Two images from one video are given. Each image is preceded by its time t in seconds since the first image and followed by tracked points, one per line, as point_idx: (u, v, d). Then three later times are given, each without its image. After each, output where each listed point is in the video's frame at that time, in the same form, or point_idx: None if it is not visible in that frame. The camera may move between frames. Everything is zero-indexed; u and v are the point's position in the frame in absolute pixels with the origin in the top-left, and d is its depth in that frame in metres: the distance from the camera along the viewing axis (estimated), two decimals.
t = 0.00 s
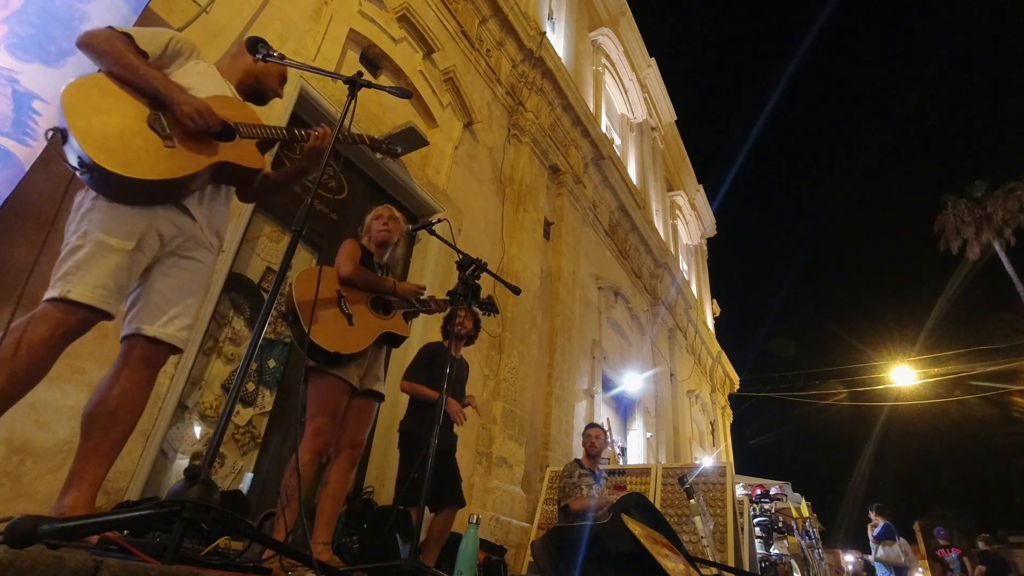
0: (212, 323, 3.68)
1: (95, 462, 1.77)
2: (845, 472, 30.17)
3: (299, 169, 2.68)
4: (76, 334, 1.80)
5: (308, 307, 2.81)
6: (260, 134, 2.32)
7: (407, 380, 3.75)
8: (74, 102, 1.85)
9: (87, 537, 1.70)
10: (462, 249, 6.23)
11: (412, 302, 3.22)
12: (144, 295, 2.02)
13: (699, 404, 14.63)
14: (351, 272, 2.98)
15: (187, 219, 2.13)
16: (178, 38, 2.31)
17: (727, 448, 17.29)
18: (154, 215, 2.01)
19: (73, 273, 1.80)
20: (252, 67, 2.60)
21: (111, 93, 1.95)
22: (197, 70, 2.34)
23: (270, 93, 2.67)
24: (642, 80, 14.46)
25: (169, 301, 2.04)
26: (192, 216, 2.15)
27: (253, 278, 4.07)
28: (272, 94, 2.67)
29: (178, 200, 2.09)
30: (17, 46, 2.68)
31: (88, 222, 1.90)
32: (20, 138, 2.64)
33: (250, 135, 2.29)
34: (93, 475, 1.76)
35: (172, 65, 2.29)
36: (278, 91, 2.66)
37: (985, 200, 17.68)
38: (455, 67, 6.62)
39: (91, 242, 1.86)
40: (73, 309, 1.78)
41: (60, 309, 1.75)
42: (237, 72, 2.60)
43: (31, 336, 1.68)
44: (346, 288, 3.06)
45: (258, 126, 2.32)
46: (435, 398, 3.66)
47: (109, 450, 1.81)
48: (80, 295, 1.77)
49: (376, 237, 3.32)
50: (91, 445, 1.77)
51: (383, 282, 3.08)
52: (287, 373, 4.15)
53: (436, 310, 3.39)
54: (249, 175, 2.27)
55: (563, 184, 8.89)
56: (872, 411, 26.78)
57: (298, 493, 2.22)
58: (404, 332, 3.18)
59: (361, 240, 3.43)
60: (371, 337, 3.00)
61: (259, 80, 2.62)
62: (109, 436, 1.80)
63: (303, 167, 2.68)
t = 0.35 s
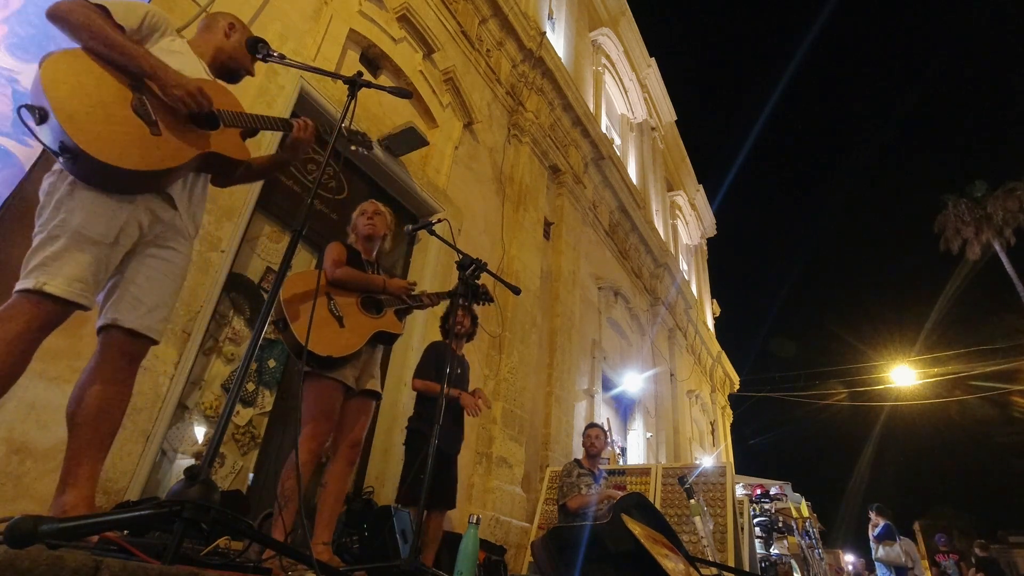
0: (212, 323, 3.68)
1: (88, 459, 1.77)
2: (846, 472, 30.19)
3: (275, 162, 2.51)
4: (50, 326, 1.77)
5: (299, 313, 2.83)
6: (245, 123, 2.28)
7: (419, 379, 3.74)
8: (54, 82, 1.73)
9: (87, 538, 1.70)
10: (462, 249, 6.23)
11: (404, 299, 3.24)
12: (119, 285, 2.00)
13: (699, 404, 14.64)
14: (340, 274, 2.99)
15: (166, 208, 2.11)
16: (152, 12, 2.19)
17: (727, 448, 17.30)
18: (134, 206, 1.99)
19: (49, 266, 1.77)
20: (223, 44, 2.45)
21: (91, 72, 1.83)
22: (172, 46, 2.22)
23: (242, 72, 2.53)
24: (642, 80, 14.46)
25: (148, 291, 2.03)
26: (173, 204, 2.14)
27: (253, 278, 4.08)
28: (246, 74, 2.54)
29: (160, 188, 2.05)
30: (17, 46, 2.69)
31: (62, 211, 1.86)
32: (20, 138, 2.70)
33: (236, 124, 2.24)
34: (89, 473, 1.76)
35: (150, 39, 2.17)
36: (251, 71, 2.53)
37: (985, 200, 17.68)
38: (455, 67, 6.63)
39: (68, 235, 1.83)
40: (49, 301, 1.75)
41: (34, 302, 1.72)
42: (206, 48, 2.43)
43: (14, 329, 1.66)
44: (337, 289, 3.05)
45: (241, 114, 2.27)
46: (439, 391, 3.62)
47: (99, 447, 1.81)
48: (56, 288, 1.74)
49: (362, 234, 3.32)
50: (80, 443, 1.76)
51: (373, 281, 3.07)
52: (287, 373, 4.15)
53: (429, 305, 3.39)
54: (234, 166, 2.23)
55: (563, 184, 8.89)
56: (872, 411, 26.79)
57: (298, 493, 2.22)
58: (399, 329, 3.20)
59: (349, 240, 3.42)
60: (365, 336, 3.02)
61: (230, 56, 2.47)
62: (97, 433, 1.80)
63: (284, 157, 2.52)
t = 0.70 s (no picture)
0: (212, 323, 3.68)
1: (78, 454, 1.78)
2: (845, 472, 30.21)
3: (267, 158, 2.45)
4: (46, 324, 1.78)
5: (308, 312, 2.76)
6: (238, 124, 2.28)
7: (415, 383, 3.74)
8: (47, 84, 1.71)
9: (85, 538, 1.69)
10: (462, 250, 6.23)
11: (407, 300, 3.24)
12: (111, 282, 1.99)
13: (699, 404, 14.64)
14: (347, 275, 2.96)
15: (155, 208, 2.12)
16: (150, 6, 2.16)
17: (727, 448, 17.29)
18: (125, 205, 1.99)
19: (43, 264, 1.77)
20: (213, 34, 2.41)
21: (85, 74, 1.82)
22: (166, 40, 2.21)
23: (233, 60, 2.51)
24: (641, 80, 14.46)
25: (141, 289, 2.03)
26: (161, 204, 2.15)
27: (253, 278, 4.08)
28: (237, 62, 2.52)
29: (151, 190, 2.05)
30: (17, 46, 2.69)
31: (51, 209, 1.84)
32: (20, 138, 2.74)
33: (229, 125, 2.24)
34: (75, 469, 1.77)
35: (144, 32, 2.16)
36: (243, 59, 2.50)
37: (985, 200, 17.69)
38: (455, 67, 6.63)
39: (60, 234, 1.83)
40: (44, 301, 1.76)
41: (24, 301, 1.72)
42: (195, 38, 2.38)
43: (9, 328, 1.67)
44: (341, 289, 3.02)
45: (235, 116, 2.27)
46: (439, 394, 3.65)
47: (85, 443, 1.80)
48: (52, 288, 1.75)
49: (362, 232, 3.31)
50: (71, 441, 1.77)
51: (378, 282, 3.04)
52: (288, 373, 4.15)
53: (429, 306, 3.40)
54: (224, 168, 2.23)
55: (563, 184, 8.88)
56: (872, 411, 26.79)
57: (298, 493, 2.22)
58: (403, 331, 3.21)
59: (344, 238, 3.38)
60: (371, 339, 3.01)
61: (222, 46, 2.43)
62: (86, 429, 1.80)
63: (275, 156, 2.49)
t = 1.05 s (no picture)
0: (212, 323, 3.68)
1: (62, 450, 1.77)
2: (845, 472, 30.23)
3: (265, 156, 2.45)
4: (43, 324, 1.78)
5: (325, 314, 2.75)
6: (235, 122, 2.27)
7: (407, 375, 3.76)
8: (44, 83, 1.71)
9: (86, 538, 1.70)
10: (462, 250, 6.23)
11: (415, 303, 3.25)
12: (109, 283, 1.99)
13: (699, 404, 14.65)
14: (362, 276, 2.95)
15: (154, 207, 2.12)
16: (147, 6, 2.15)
17: (727, 448, 17.29)
18: (124, 205, 2.00)
19: (41, 264, 1.77)
20: (211, 33, 2.41)
21: (82, 73, 1.82)
22: (164, 39, 2.21)
23: (230, 59, 2.50)
24: (641, 80, 14.47)
25: (138, 289, 2.03)
26: (160, 204, 2.15)
27: (253, 278, 4.08)
28: (235, 63, 2.52)
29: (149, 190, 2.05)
30: (17, 46, 2.69)
31: (49, 209, 1.85)
32: (19, 138, 2.75)
33: (226, 124, 2.23)
34: (57, 467, 1.77)
35: (141, 29, 2.14)
36: (241, 58, 2.50)
37: (985, 199, 17.70)
38: (455, 67, 6.63)
39: (58, 234, 1.83)
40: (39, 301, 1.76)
41: (27, 300, 1.73)
42: (193, 37, 2.39)
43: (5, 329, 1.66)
44: (354, 290, 3.01)
45: (233, 114, 2.26)
46: (436, 390, 3.67)
47: (71, 444, 1.80)
48: (49, 288, 1.75)
49: (372, 234, 3.29)
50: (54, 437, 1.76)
51: (391, 285, 3.05)
52: (287, 373, 4.15)
53: (435, 310, 3.41)
54: (221, 167, 2.22)
55: (563, 184, 8.88)
56: (872, 411, 26.81)
57: (299, 493, 2.22)
58: (411, 334, 3.24)
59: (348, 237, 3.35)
60: (383, 342, 3.03)
61: (218, 44, 2.43)
62: (74, 429, 1.80)
63: (273, 154, 2.48)
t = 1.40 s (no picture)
0: (212, 323, 3.68)
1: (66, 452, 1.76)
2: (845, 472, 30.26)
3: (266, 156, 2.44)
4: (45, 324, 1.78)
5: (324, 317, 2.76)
6: (234, 121, 2.26)
7: (410, 376, 3.74)
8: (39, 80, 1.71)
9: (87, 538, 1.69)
10: (462, 250, 6.23)
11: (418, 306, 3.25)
12: (111, 283, 2.00)
13: (699, 404, 14.64)
14: (365, 279, 2.95)
15: (155, 207, 2.11)
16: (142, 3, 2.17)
17: (727, 448, 17.29)
18: (123, 205, 1.99)
19: (40, 265, 1.77)
20: (210, 37, 2.41)
21: (78, 72, 1.82)
22: (162, 41, 2.20)
23: (231, 60, 2.48)
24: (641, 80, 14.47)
25: (140, 289, 2.02)
26: (160, 203, 2.14)
27: (253, 278, 4.08)
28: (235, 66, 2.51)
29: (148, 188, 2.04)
30: (17, 46, 2.69)
31: (49, 210, 1.84)
32: (20, 138, 2.76)
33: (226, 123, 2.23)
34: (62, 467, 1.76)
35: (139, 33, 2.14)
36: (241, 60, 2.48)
37: (985, 199, 17.70)
38: (455, 67, 6.63)
39: (58, 234, 1.83)
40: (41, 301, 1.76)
41: (28, 300, 1.73)
42: (192, 41, 2.39)
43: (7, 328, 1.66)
44: (356, 292, 3.02)
45: (232, 114, 2.25)
46: (437, 392, 3.64)
47: (75, 443, 1.80)
48: (49, 288, 1.75)
49: (379, 232, 3.29)
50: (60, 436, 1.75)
51: (394, 288, 3.05)
52: (287, 373, 4.15)
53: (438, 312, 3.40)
54: (221, 167, 2.22)
55: (563, 184, 8.88)
56: (872, 411, 26.82)
57: (298, 493, 2.22)
58: (412, 338, 3.24)
59: (355, 234, 3.35)
60: (382, 347, 3.03)
61: (217, 46, 2.42)
62: (79, 428, 1.79)
63: (270, 154, 2.47)
